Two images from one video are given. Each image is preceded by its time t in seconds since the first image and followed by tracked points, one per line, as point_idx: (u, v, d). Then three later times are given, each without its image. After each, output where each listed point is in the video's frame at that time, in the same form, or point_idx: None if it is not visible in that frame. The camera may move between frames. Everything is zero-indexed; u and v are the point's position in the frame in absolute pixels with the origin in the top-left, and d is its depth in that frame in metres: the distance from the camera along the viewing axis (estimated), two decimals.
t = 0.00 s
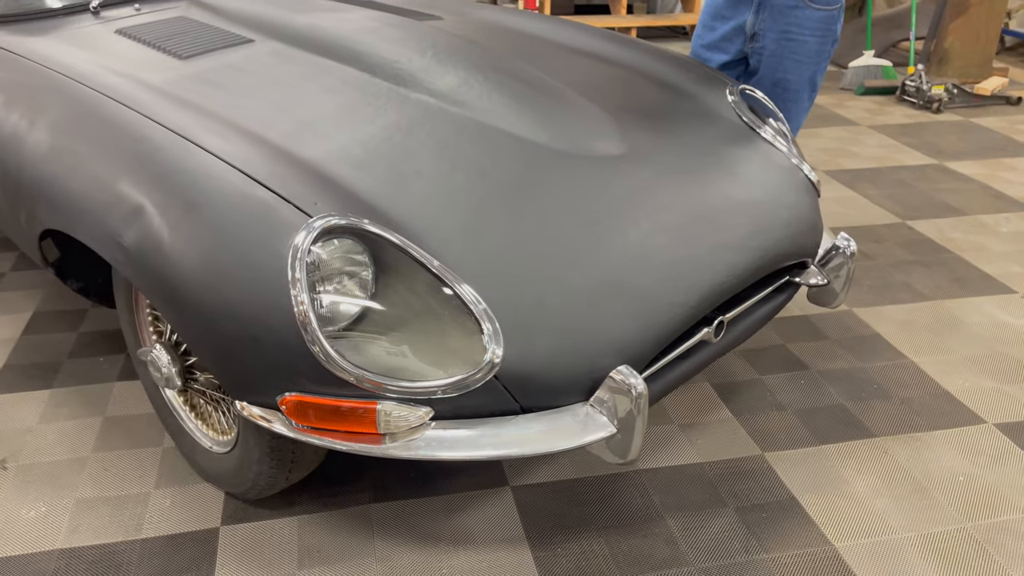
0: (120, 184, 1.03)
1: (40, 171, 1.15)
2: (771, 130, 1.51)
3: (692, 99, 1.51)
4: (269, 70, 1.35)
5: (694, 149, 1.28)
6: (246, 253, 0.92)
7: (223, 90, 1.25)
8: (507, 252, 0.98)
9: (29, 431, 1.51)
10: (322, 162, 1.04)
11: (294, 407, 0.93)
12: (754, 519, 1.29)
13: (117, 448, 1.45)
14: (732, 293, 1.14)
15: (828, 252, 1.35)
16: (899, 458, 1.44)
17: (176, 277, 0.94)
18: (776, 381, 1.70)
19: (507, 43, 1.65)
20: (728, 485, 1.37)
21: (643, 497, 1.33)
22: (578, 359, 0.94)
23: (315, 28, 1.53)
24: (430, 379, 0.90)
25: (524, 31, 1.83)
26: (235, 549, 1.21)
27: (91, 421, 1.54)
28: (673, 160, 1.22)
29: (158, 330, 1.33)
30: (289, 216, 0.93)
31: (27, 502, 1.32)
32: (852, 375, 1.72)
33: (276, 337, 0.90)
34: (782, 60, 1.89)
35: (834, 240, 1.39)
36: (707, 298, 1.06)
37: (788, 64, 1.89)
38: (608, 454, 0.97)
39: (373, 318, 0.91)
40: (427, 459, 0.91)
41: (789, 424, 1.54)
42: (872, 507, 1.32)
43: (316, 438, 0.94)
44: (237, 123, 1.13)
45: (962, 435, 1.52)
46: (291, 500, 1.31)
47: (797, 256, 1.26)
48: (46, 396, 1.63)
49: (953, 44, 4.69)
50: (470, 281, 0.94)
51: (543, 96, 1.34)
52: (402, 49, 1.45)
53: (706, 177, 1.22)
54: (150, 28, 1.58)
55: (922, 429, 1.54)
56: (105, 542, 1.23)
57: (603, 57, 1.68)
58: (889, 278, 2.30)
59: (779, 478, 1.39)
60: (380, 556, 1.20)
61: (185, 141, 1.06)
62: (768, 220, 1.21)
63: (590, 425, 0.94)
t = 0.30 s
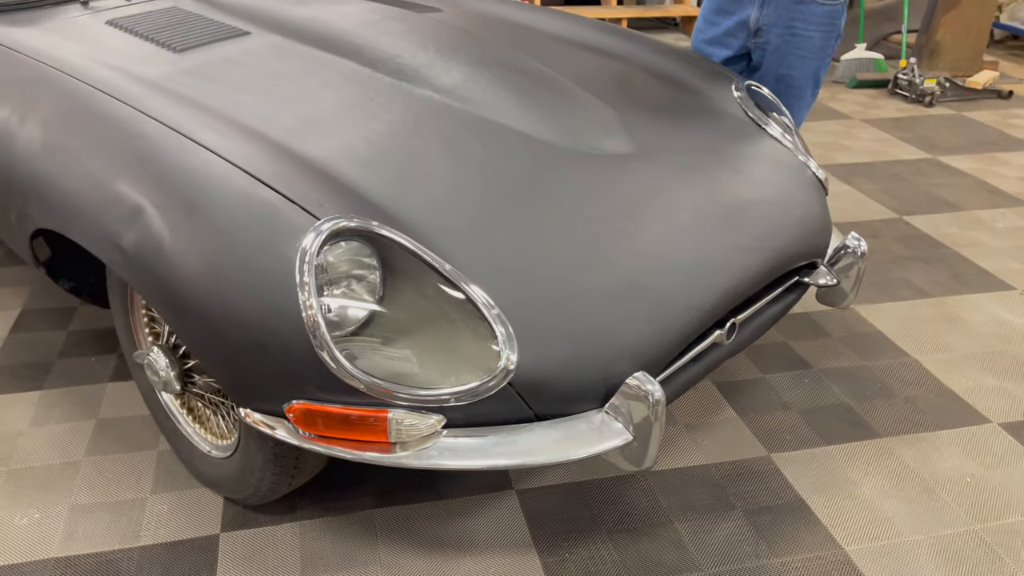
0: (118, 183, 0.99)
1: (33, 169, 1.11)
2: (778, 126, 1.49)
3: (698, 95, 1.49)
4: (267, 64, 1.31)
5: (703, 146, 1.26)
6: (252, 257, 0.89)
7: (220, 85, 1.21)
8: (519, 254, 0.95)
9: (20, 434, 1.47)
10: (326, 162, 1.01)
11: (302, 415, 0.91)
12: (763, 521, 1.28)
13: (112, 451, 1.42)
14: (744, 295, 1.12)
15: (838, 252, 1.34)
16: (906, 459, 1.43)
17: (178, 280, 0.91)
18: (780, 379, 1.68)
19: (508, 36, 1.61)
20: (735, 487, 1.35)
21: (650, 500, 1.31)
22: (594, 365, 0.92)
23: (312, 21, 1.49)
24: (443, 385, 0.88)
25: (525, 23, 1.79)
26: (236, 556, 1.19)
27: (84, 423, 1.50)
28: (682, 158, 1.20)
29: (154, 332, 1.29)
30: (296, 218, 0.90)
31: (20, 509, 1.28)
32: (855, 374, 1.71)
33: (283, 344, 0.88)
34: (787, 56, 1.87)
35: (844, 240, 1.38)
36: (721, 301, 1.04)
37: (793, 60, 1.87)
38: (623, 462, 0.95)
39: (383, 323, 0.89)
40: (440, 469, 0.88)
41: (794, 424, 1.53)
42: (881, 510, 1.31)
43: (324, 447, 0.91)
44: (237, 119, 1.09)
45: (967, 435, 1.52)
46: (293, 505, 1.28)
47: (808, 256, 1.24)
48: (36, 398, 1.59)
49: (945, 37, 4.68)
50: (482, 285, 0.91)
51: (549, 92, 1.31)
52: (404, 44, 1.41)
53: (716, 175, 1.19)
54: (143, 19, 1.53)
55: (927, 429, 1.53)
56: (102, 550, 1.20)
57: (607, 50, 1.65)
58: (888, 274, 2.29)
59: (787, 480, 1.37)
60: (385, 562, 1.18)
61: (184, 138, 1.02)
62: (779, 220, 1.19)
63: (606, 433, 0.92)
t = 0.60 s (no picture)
0: (118, 181, 0.96)
1: (29, 166, 1.08)
2: (785, 122, 1.47)
3: (704, 90, 1.47)
4: (267, 57, 1.28)
5: (713, 143, 1.24)
6: (260, 258, 0.86)
7: (219, 79, 1.18)
8: (533, 254, 0.93)
9: (12, 436, 1.44)
10: (333, 159, 0.98)
11: (312, 420, 0.88)
12: (772, 521, 1.27)
13: (108, 453, 1.39)
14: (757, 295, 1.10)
15: (847, 250, 1.33)
16: (911, 457, 1.43)
17: (182, 282, 0.88)
18: (783, 376, 1.67)
19: (510, 28, 1.58)
20: (743, 486, 1.34)
21: (658, 500, 1.30)
22: (610, 368, 0.90)
23: (311, 13, 1.46)
24: (457, 390, 0.86)
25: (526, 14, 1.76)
26: (239, 561, 1.17)
27: (78, 424, 1.47)
28: (693, 155, 1.18)
29: (152, 331, 1.27)
30: (306, 219, 0.88)
31: (15, 514, 1.25)
32: (858, 370, 1.71)
33: (294, 348, 0.85)
34: (787, 49, 1.85)
35: (853, 237, 1.36)
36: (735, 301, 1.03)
37: (793, 53, 1.86)
38: (639, 467, 0.93)
39: (396, 326, 0.87)
40: (454, 475, 0.86)
41: (799, 422, 1.52)
42: (888, 508, 1.31)
43: (335, 453, 0.89)
44: (239, 114, 1.06)
45: (971, 432, 1.52)
46: (295, 507, 1.26)
47: (818, 254, 1.23)
48: (28, 398, 1.55)
49: (936, 30, 4.68)
50: (496, 286, 0.89)
51: (556, 87, 1.28)
52: (406, 37, 1.38)
53: (727, 172, 1.18)
54: (136, 10, 1.49)
55: (931, 426, 1.53)
56: (101, 556, 1.18)
57: (610, 44, 1.62)
58: (886, 268, 2.29)
59: (794, 478, 1.37)
60: (392, 566, 1.16)
61: (186, 135, 0.99)
62: (790, 218, 1.18)
63: (623, 437, 0.90)
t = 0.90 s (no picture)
0: (131, 185, 0.94)
1: (35, 169, 1.05)
2: (799, 121, 1.45)
3: (716, 88, 1.45)
4: (275, 55, 1.25)
5: (730, 144, 1.22)
6: (282, 266, 0.85)
7: (228, 78, 1.15)
8: (557, 260, 0.91)
9: (13, 443, 1.41)
10: (350, 162, 0.96)
11: (335, 432, 0.86)
12: (790, 525, 1.26)
13: (112, 461, 1.36)
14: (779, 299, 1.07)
15: (865, 252, 1.32)
16: (924, 458, 1.43)
17: (200, 290, 0.86)
18: (793, 377, 1.66)
19: (518, 25, 1.55)
20: (758, 489, 1.34)
21: (673, 504, 1.29)
22: (638, 376, 0.88)
23: (317, 9, 1.43)
24: (483, 399, 0.84)
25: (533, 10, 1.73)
26: (252, 572, 1.15)
27: (81, 431, 1.44)
28: (711, 156, 1.17)
29: (159, 337, 1.25)
30: (328, 226, 0.86)
31: (20, 524, 1.23)
32: (867, 370, 1.70)
33: (316, 358, 0.83)
34: (777, 43, 1.85)
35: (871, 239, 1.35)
36: (759, 306, 1.02)
37: (783, 48, 1.84)
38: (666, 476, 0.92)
39: (418, 335, 0.85)
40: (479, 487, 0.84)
41: (811, 424, 1.51)
42: (904, 511, 1.31)
43: (359, 465, 0.87)
44: (250, 115, 1.04)
45: (982, 433, 1.52)
46: (307, 516, 1.24)
47: (837, 257, 1.22)
48: (27, 403, 1.52)
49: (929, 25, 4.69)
50: (522, 293, 0.87)
51: (569, 86, 1.26)
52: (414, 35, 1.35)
53: (745, 174, 1.16)
54: (136, 5, 1.46)
55: (942, 427, 1.53)
56: (110, 567, 1.15)
57: (620, 40, 1.60)
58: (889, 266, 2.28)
59: (808, 481, 1.36)
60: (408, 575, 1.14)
61: (200, 138, 0.97)
62: (810, 221, 1.16)
63: (651, 447, 0.89)
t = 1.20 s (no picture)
0: (152, 185, 0.92)
1: (48, 168, 1.02)
2: (819, 116, 1.42)
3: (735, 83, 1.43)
4: (289, 50, 1.22)
5: (755, 140, 1.20)
6: (313, 269, 0.82)
7: (243, 74, 1.12)
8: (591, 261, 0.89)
9: (21, 448, 1.37)
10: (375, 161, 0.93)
11: (369, 439, 0.85)
12: (815, 527, 1.25)
13: (123, 466, 1.33)
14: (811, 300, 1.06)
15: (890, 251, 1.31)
16: (944, 457, 1.42)
17: (227, 294, 0.84)
18: (809, 375, 1.64)
19: (530, 18, 1.53)
20: (781, 491, 1.32)
21: (696, 507, 1.27)
22: (676, 381, 0.87)
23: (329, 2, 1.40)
24: (519, 405, 0.82)
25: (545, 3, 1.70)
26: None
27: (89, 435, 1.41)
28: (738, 154, 1.15)
29: (173, 340, 1.23)
30: (359, 228, 0.83)
31: (32, 533, 1.20)
32: (883, 368, 1.69)
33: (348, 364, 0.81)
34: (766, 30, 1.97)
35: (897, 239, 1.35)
36: (792, 308, 1.00)
37: (772, 35, 1.96)
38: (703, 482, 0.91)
39: (450, 339, 0.84)
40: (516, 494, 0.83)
41: (829, 423, 1.50)
42: (928, 511, 1.30)
43: (393, 472, 0.85)
44: (270, 112, 1.01)
45: (1000, 431, 1.51)
46: (326, 522, 1.22)
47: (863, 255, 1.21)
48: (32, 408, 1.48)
49: (926, 20, 4.67)
50: (558, 297, 0.85)
51: (589, 82, 1.24)
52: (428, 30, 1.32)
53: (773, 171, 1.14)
54: None
55: (960, 425, 1.52)
56: None
57: (634, 32, 1.57)
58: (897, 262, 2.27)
59: (830, 482, 1.35)
60: None
61: (221, 137, 0.94)
62: (837, 220, 1.15)
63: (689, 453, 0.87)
